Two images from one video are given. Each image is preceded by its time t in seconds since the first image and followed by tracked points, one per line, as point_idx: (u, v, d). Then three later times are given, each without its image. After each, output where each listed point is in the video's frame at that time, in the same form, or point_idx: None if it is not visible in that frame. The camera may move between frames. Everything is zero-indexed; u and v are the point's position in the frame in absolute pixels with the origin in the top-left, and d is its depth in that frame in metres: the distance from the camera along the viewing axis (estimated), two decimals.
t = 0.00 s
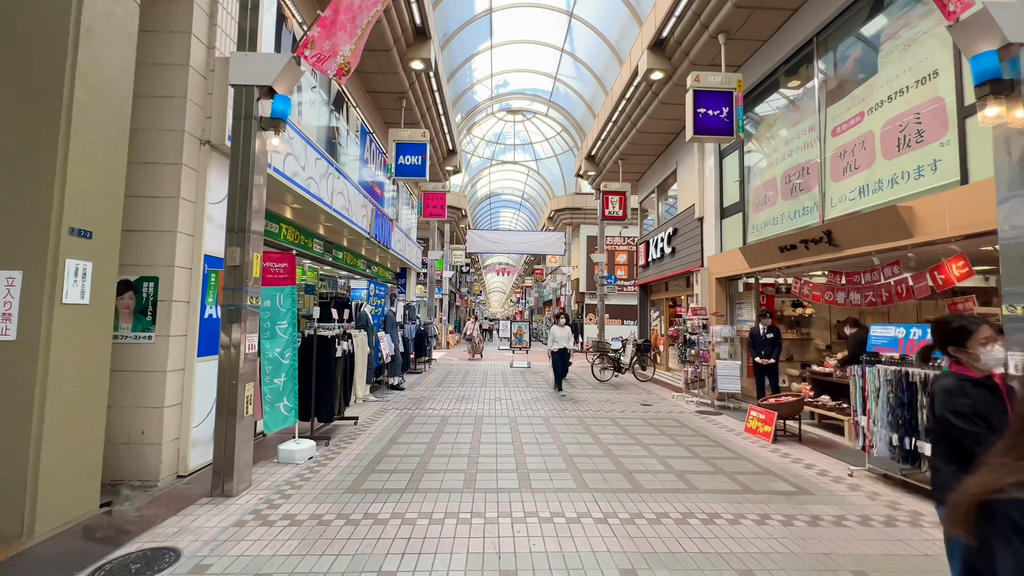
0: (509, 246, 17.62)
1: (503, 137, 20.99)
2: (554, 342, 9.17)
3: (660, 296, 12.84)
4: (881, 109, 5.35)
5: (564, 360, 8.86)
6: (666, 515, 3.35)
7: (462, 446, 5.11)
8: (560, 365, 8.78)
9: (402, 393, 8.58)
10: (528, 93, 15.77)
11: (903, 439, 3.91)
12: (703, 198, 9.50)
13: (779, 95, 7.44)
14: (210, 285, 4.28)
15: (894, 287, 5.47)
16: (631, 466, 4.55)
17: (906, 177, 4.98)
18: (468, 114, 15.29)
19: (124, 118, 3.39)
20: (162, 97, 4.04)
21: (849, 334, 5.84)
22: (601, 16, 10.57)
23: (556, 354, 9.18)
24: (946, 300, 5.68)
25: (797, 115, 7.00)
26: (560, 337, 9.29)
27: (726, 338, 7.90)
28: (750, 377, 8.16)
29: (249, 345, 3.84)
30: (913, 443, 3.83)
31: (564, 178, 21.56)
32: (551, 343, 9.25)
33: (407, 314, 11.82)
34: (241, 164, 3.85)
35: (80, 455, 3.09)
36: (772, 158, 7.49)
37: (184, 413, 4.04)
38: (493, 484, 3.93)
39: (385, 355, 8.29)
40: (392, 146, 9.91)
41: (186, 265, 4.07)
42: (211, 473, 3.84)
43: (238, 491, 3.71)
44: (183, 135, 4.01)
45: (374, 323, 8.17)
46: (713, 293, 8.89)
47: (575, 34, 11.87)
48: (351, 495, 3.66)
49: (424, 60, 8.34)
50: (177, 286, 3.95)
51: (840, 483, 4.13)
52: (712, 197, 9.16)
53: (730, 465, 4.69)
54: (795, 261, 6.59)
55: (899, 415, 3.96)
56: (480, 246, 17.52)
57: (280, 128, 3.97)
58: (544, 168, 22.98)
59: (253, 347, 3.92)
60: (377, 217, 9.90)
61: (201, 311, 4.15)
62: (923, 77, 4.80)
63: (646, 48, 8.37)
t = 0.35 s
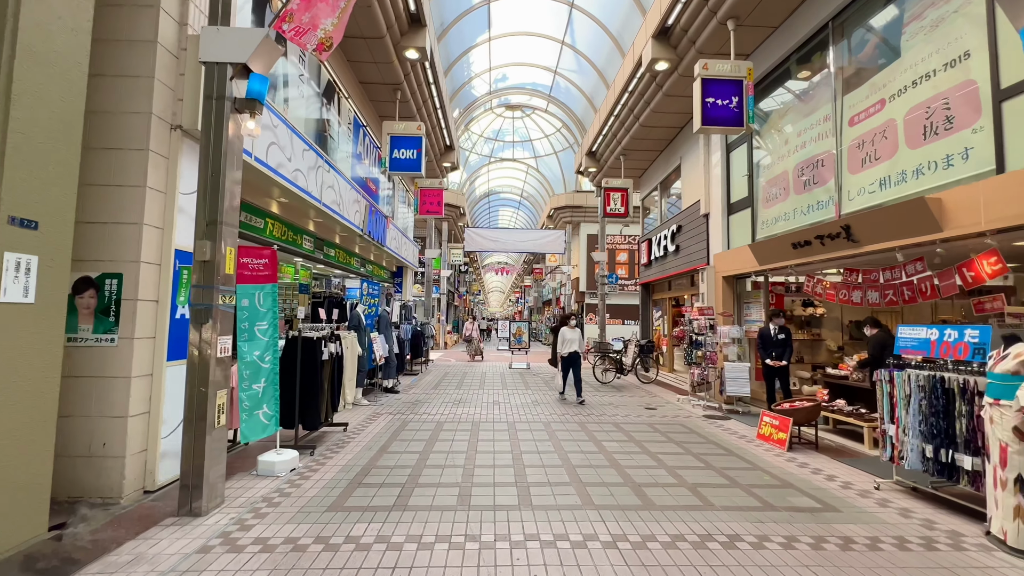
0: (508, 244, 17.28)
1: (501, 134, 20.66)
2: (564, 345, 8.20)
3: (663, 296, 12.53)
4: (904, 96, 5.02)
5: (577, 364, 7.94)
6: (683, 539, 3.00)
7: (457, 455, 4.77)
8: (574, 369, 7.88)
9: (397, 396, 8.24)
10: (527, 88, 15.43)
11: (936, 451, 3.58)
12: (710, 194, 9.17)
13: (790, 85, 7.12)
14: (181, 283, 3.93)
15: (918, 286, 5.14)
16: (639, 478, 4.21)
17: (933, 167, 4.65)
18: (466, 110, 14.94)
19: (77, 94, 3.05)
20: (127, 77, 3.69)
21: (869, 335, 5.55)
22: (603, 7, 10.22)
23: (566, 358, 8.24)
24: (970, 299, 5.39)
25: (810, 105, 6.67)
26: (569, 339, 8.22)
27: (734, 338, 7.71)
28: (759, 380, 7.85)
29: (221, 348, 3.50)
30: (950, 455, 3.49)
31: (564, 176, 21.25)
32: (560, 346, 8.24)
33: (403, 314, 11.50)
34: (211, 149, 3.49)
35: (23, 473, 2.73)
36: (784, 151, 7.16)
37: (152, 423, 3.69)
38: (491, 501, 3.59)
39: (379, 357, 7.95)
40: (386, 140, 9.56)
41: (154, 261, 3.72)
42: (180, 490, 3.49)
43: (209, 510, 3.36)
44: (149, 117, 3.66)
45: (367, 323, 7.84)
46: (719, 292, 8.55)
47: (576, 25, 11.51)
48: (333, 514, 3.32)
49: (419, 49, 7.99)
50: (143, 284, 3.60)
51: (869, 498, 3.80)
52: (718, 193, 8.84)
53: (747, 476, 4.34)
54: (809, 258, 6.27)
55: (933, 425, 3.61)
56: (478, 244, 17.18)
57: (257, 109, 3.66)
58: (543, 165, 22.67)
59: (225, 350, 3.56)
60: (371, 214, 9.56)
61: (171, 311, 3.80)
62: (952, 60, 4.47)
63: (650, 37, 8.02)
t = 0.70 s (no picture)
0: (507, 243, 16.91)
1: (500, 130, 20.28)
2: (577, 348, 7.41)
3: (666, 295, 12.18)
4: (934, 77, 4.64)
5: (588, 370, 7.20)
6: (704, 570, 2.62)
7: (450, 467, 4.38)
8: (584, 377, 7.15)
9: (389, 400, 7.87)
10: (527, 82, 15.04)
11: (983, 466, 3.21)
12: (717, 188, 8.79)
13: (804, 71, 6.74)
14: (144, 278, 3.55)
15: (947, 282, 4.76)
16: (649, 493, 3.84)
17: (967, 153, 4.27)
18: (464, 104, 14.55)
19: (13, 61, 2.66)
20: (80, 48, 3.30)
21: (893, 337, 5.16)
22: None
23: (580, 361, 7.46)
24: (1003, 297, 5.00)
25: (826, 92, 6.29)
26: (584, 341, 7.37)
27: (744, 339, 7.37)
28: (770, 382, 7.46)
29: (182, 352, 3.08)
30: (1001, 472, 3.11)
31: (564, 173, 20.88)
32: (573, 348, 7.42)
33: (398, 313, 11.13)
34: (170, 127, 3.09)
35: None
36: (798, 141, 6.78)
37: (108, 434, 3.30)
38: (485, 522, 3.21)
39: (371, 359, 7.57)
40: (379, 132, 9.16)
41: (110, 254, 3.34)
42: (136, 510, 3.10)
43: (167, 535, 2.98)
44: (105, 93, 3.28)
45: (358, 323, 7.46)
46: (727, 290, 8.17)
47: (577, 15, 11.12)
48: (307, 540, 2.95)
49: (412, 35, 7.59)
50: (95, 279, 3.22)
51: (905, 518, 3.42)
52: (727, 186, 8.45)
53: (767, 490, 3.97)
54: (826, 253, 5.88)
55: (980, 437, 3.24)
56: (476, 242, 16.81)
57: (224, 84, 3.26)
58: (543, 162, 22.29)
59: (188, 354, 3.16)
60: (364, 209, 9.17)
61: (130, 310, 3.41)
62: (991, 36, 4.09)
63: (655, 24, 7.65)
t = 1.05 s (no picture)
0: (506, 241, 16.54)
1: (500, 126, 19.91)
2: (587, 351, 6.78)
3: (669, 294, 11.81)
4: (966, 57, 4.27)
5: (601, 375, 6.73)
6: None
7: (440, 481, 4.01)
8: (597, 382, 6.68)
9: (381, 404, 7.49)
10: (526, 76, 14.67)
11: None
12: (724, 183, 8.42)
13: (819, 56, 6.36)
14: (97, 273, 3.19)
15: (979, 280, 4.38)
16: (658, 510, 3.47)
17: (1004, 138, 3.90)
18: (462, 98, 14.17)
19: None
20: (21, 14, 2.94)
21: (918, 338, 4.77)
22: None
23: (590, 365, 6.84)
24: None
25: (843, 78, 5.92)
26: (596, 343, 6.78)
27: (753, 340, 7.00)
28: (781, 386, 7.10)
29: (130, 357, 2.72)
30: None
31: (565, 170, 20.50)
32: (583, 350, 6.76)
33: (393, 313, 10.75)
34: (116, 101, 2.72)
35: None
36: (812, 131, 6.41)
37: (52, 448, 2.94)
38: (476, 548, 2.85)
39: (361, 361, 7.17)
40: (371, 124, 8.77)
41: (56, 246, 2.98)
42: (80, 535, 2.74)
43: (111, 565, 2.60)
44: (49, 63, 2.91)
45: (347, 323, 7.06)
46: (735, 289, 7.80)
47: (577, 5, 10.75)
48: (270, 571, 2.58)
49: (405, 21, 7.21)
50: (37, 274, 2.85)
51: (947, 541, 3.05)
52: (735, 180, 8.07)
53: (788, 507, 3.60)
54: (844, 249, 5.52)
55: None
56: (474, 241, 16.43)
57: (181, 54, 2.90)
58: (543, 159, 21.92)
59: (138, 359, 2.79)
60: (356, 205, 8.79)
61: (79, 309, 3.05)
62: None
63: (660, 9, 7.29)
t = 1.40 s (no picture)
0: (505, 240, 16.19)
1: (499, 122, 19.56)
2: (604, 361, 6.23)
3: (673, 294, 11.45)
4: (1004, 37, 3.90)
5: (616, 383, 6.29)
6: None
7: (431, 500, 3.65)
8: (613, 391, 6.25)
9: (372, 410, 7.14)
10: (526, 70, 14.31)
11: None
12: (733, 177, 8.06)
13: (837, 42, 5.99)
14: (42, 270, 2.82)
15: (1017, 278, 4.00)
16: (671, 535, 3.12)
17: None
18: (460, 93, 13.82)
19: None
20: None
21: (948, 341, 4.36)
22: None
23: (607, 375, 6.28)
24: None
25: (863, 64, 5.55)
26: (612, 350, 6.24)
27: (765, 343, 6.64)
28: (794, 391, 6.74)
29: (65, 368, 2.33)
30: None
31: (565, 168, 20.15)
32: (598, 358, 6.18)
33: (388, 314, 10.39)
34: (50, 71, 2.35)
35: None
36: (828, 121, 6.04)
37: None
38: None
39: (353, 365, 6.75)
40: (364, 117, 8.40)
41: None
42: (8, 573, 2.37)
43: None
44: None
45: (338, 325, 6.65)
46: (745, 289, 7.44)
47: None
48: None
49: (398, 7, 6.83)
50: None
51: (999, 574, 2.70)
52: (745, 175, 7.70)
53: (815, 530, 3.24)
54: (866, 246, 5.16)
55: None
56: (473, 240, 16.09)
57: (128, 18, 2.54)
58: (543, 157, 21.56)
59: (76, 369, 2.41)
60: (348, 201, 8.44)
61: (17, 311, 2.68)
62: None
63: None
